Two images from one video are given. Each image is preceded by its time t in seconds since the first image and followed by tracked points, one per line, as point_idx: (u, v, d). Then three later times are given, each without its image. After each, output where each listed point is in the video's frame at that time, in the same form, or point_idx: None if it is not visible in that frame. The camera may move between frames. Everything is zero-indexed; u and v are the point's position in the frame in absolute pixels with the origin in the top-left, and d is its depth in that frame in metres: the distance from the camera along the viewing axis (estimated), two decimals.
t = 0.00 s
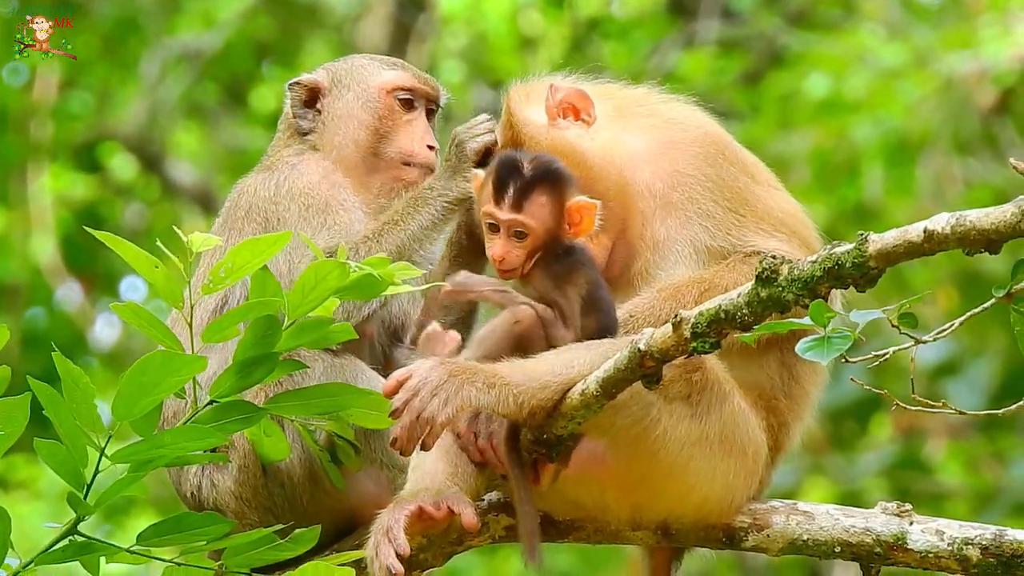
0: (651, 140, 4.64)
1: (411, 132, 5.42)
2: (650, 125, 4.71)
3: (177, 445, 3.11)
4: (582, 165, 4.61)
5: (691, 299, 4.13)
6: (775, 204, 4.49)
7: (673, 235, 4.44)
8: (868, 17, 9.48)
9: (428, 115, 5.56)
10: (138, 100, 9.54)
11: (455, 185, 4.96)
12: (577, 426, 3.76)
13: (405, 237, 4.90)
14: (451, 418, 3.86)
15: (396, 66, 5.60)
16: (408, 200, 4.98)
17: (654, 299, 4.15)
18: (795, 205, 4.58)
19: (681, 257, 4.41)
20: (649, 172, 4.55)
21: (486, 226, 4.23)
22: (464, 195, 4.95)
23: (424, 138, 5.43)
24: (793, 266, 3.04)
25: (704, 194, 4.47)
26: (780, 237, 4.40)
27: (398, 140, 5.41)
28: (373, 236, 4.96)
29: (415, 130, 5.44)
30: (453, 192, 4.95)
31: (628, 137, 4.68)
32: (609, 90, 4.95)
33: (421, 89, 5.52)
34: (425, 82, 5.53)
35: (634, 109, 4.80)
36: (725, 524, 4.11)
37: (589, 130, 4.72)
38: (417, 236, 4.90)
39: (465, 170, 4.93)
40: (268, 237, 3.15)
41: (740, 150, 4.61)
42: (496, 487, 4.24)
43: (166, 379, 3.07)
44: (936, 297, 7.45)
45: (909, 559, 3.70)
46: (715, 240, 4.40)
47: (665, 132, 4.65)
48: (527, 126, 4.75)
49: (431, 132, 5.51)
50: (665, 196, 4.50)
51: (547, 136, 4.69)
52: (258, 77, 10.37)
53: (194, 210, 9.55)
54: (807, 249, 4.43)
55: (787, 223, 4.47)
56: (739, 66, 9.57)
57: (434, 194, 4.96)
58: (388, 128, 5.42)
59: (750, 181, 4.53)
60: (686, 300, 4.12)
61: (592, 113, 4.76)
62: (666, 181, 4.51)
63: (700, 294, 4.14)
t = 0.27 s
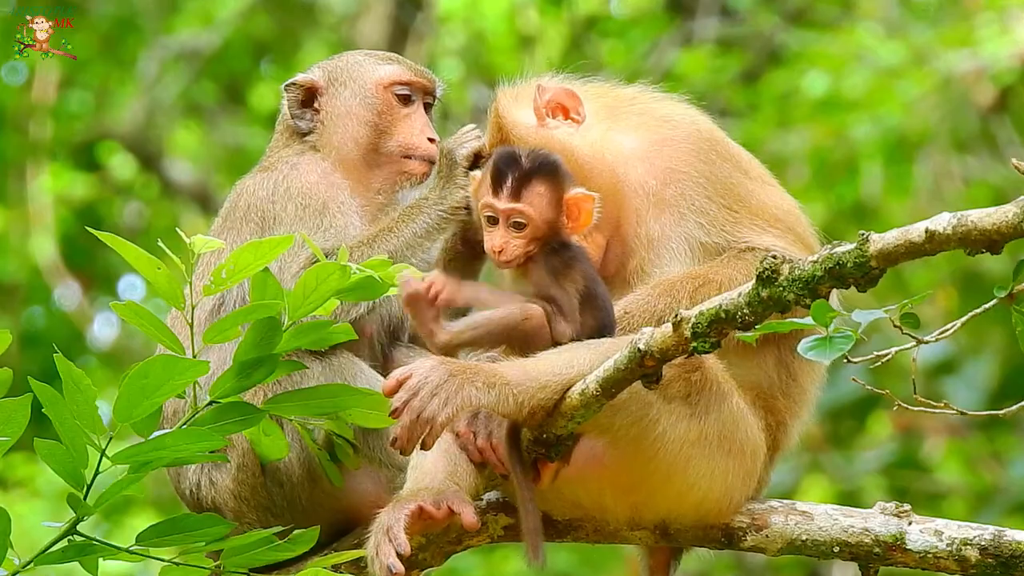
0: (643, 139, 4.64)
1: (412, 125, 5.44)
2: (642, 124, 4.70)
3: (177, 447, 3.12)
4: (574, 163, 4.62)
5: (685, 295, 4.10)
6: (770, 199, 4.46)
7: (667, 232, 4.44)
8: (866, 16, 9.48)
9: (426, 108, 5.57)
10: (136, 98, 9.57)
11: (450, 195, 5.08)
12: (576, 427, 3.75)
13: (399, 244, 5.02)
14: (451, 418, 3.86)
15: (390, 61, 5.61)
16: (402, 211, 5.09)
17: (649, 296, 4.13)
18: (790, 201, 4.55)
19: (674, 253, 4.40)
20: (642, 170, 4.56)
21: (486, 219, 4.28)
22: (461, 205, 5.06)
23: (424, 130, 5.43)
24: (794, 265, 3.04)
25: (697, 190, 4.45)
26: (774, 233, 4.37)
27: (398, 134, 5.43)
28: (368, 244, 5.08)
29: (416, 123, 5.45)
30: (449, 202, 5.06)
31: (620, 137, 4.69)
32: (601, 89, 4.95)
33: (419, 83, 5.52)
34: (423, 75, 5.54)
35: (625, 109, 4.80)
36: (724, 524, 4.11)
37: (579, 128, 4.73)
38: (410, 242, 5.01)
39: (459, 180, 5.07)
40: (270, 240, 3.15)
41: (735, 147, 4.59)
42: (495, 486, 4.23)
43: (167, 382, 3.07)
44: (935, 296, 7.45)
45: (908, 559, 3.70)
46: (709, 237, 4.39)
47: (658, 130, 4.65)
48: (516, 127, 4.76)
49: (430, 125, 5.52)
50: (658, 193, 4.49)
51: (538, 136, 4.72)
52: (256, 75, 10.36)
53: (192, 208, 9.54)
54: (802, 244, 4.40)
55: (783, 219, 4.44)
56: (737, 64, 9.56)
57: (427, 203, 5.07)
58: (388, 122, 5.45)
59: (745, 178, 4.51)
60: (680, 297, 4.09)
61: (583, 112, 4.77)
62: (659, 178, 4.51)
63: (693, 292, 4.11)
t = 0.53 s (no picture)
0: (643, 140, 4.61)
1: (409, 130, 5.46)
2: (641, 125, 4.67)
3: (176, 446, 3.11)
4: (574, 167, 4.62)
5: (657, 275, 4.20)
6: (770, 197, 4.42)
7: (667, 233, 4.43)
8: (865, 13, 9.47)
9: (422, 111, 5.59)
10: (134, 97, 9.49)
11: (449, 202, 5.11)
12: (578, 428, 3.79)
13: (399, 248, 5.01)
14: (455, 421, 3.87)
15: (386, 65, 5.61)
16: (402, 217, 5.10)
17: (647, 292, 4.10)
18: (790, 198, 4.50)
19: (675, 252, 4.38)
20: (643, 171, 4.53)
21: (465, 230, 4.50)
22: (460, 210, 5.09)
23: (421, 134, 5.46)
24: (797, 269, 3.04)
25: (698, 189, 4.41)
26: (776, 229, 4.32)
27: (396, 138, 5.45)
28: (366, 246, 5.06)
29: (413, 127, 5.47)
30: (448, 208, 5.09)
31: (620, 139, 4.66)
32: (600, 93, 4.92)
33: (415, 86, 5.54)
34: (419, 78, 5.55)
35: (624, 111, 4.76)
36: (726, 525, 4.12)
37: (578, 133, 4.72)
38: (409, 247, 5.01)
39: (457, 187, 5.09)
40: (268, 239, 3.14)
41: (735, 147, 4.55)
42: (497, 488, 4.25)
43: (166, 381, 3.06)
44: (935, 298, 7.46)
45: (909, 559, 3.70)
46: (709, 234, 4.36)
47: (658, 130, 4.60)
48: (514, 133, 4.76)
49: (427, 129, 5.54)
50: (659, 193, 4.47)
51: (538, 140, 4.72)
52: (255, 74, 10.35)
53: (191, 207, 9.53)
54: (806, 241, 4.35)
55: (785, 216, 4.38)
56: (736, 62, 9.55)
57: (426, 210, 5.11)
58: (386, 126, 5.47)
59: (746, 175, 4.47)
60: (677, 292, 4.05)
61: (581, 116, 4.76)
62: (659, 178, 4.48)
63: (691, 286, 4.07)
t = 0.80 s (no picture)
0: (642, 142, 4.63)
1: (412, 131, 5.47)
2: (640, 127, 4.70)
3: (178, 451, 3.10)
4: (574, 171, 4.63)
5: (677, 280, 4.14)
6: (771, 197, 4.44)
7: (669, 234, 4.43)
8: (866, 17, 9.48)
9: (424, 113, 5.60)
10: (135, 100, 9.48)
11: (447, 204, 5.12)
12: (577, 431, 3.77)
13: (396, 249, 5.07)
14: (453, 422, 3.86)
15: (388, 66, 5.62)
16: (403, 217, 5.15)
17: (644, 280, 4.19)
18: (790, 198, 4.52)
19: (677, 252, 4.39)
20: (643, 172, 4.54)
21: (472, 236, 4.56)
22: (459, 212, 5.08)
23: (424, 134, 5.47)
24: (795, 270, 3.05)
25: (699, 189, 4.42)
26: (778, 228, 4.33)
27: (399, 138, 5.46)
28: (364, 248, 5.13)
29: (416, 128, 5.48)
30: (447, 210, 5.10)
31: (619, 141, 4.68)
32: (599, 97, 4.95)
33: (418, 87, 5.55)
34: (422, 79, 5.57)
35: (622, 114, 4.79)
36: (725, 528, 4.12)
37: (577, 136, 4.74)
38: (408, 249, 5.07)
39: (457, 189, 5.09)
40: (272, 243, 3.15)
41: (735, 150, 4.57)
42: (496, 490, 4.22)
43: (167, 386, 3.06)
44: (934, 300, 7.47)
45: (908, 563, 3.70)
46: (711, 234, 4.37)
47: (656, 133, 4.63)
48: (513, 137, 4.78)
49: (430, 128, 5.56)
50: (659, 195, 4.47)
51: (537, 144, 4.72)
52: (255, 77, 10.36)
53: (192, 211, 9.53)
54: (808, 239, 4.36)
55: (786, 215, 4.40)
56: (737, 66, 9.55)
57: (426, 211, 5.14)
58: (390, 126, 5.48)
59: (745, 176, 4.49)
60: (671, 283, 4.13)
61: (580, 120, 4.78)
62: (659, 179, 4.49)
63: (687, 276, 4.14)
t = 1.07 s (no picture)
0: (639, 145, 4.62)
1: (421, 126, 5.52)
2: (637, 130, 4.68)
3: (177, 452, 3.10)
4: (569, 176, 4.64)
5: (676, 288, 4.08)
6: (769, 199, 4.42)
7: (665, 238, 4.40)
8: (866, 20, 9.48)
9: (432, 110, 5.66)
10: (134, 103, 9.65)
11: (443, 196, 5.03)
12: (576, 433, 3.78)
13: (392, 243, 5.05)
14: (452, 425, 3.85)
15: (399, 63, 5.71)
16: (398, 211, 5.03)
17: (642, 289, 4.13)
18: (789, 200, 4.51)
19: (674, 257, 4.35)
20: (638, 175, 4.53)
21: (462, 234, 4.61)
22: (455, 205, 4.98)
23: (431, 131, 5.52)
24: (793, 273, 3.05)
25: (696, 192, 4.39)
26: (776, 231, 4.30)
27: (405, 133, 5.52)
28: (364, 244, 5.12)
29: (424, 124, 5.54)
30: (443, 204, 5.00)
31: (616, 145, 4.68)
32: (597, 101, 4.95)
33: (427, 85, 5.62)
34: (431, 78, 5.64)
35: (620, 117, 4.78)
36: (724, 530, 4.12)
37: (573, 141, 4.76)
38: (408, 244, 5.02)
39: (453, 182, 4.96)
40: (269, 244, 3.14)
41: (733, 149, 4.56)
42: (496, 492, 4.22)
43: (165, 387, 3.06)
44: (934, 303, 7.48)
45: (909, 565, 3.69)
46: (708, 237, 4.32)
47: (654, 135, 4.61)
48: (509, 143, 4.79)
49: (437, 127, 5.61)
50: (655, 198, 4.46)
51: (531, 149, 4.74)
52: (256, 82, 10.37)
53: (192, 215, 9.53)
54: (806, 243, 4.34)
55: (784, 218, 4.38)
56: (737, 69, 9.55)
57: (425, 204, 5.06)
58: (397, 120, 5.52)
59: (742, 178, 4.47)
60: (670, 290, 4.07)
61: (577, 125, 4.79)
62: (655, 182, 4.48)
63: (685, 283, 4.08)
